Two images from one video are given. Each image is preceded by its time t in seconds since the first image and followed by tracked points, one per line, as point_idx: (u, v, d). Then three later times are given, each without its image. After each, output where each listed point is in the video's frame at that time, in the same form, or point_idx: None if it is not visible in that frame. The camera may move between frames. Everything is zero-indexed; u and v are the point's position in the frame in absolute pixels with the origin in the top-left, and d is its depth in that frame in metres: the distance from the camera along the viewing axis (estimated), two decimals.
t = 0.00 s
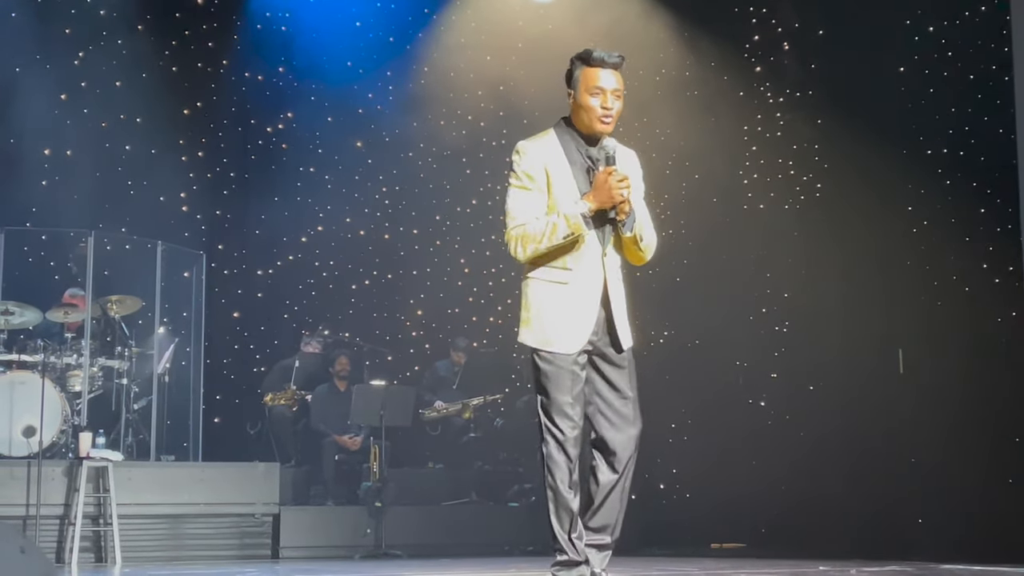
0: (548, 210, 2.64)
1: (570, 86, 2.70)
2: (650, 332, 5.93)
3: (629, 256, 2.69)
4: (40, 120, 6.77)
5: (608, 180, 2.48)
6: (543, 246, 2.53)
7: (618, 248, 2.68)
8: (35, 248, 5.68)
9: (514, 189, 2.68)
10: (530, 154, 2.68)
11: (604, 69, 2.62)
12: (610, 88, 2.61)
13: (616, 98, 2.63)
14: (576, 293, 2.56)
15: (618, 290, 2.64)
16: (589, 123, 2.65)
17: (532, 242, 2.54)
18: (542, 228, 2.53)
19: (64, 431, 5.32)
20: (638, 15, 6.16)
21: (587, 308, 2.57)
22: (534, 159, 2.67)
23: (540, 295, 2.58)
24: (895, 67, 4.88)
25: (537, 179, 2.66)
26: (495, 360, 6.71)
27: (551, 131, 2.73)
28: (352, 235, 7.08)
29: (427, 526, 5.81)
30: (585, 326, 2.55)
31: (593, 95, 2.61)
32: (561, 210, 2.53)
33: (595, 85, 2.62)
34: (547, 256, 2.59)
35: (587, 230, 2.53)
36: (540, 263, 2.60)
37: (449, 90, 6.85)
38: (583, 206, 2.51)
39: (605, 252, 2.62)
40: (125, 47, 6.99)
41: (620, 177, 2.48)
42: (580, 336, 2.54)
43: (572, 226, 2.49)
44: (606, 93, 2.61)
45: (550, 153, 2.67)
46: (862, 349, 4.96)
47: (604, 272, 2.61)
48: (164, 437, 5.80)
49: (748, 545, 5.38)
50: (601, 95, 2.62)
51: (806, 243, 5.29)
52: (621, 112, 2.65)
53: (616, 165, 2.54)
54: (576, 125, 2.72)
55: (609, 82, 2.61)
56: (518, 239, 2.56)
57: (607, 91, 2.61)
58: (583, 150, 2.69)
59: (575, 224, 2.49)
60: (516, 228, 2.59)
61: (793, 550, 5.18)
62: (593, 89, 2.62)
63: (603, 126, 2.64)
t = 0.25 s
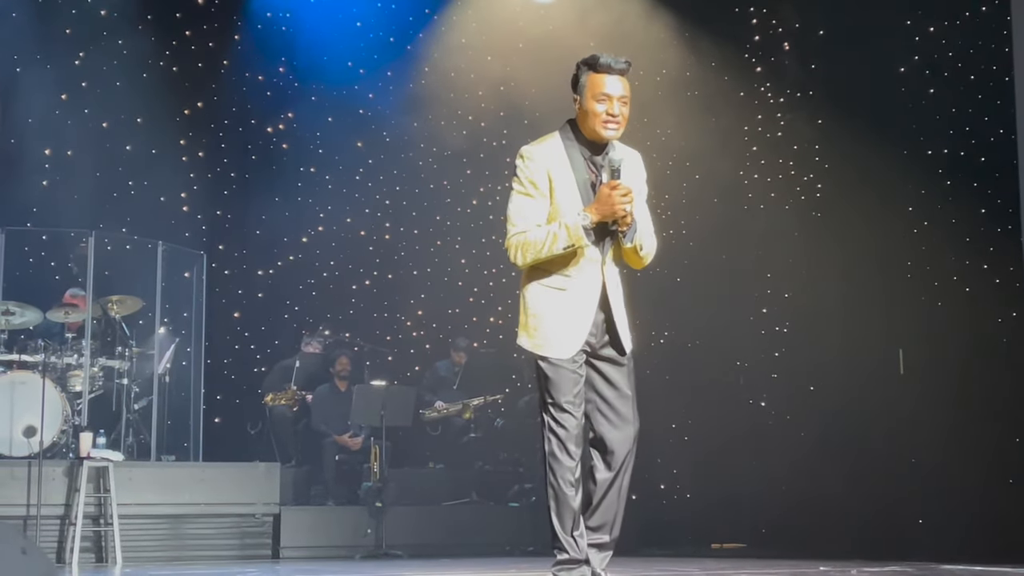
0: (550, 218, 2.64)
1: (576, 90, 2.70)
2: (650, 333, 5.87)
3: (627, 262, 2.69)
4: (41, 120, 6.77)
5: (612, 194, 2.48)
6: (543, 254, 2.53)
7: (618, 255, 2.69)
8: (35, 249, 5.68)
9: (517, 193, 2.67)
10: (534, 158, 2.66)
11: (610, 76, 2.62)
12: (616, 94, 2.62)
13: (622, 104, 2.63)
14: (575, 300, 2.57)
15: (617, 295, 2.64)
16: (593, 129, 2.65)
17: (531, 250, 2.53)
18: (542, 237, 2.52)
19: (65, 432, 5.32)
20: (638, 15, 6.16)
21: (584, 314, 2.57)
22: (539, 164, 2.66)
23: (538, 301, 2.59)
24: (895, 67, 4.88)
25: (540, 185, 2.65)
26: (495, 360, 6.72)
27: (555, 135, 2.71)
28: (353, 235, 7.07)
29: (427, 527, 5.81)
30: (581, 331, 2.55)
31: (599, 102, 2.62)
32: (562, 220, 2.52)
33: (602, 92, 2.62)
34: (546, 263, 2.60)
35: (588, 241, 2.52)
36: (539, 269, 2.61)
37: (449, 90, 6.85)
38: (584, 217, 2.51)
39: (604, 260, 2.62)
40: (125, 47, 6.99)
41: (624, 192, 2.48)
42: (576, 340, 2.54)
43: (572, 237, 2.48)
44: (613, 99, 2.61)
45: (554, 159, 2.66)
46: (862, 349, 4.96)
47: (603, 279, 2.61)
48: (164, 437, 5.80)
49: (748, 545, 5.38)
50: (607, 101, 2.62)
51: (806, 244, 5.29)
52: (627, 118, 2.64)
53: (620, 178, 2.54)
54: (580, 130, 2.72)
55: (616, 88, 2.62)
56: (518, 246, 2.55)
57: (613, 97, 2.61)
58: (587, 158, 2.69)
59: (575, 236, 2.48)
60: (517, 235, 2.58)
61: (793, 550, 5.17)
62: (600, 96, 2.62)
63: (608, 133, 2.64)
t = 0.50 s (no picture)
0: (550, 220, 2.64)
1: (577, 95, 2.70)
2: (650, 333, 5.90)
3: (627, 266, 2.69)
4: (41, 121, 6.77)
5: (612, 199, 2.47)
6: (542, 256, 2.52)
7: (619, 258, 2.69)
8: (36, 250, 5.66)
9: (519, 196, 2.67)
10: (535, 161, 2.67)
11: (612, 81, 2.62)
12: (618, 98, 2.61)
13: (623, 109, 2.63)
14: (574, 302, 2.56)
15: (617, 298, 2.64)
16: (594, 133, 2.65)
17: (531, 252, 2.53)
18: (542, 239, 2.52)
19: (65, 432, 5.31)
20: (638, 16, 6.17)
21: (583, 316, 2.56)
22: (540, 167, 2.66)
23: (538, 303, 2.58)
24: (896, 68, 4.88)
25: (541, 188, 2.65)
26: (496, 361, 6.69)
27: (557, 138, 2.72)
28: (354, 236, 7.07)
29: (429, 527, 5.80)
30: (580, 333, 2.54)
31: (601, 107, 2.61)
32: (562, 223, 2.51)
33: (603, 96, 2.62)
34: (546, 266, 2.60)
35: (587, 245, 2.52)
36: (540, 271, 2.61)
37: (450, 91, 6.85)
38: (583, 221, 2.50)
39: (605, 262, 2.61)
40: (126, 48, 6.99)
41: (625, 196, 2.47)
42: (574, 342, 2.54)
43: (571, 240, 2.48)
44: (615, 104, 2.61)
45: (555, 162, 2.66)
46: (863, 350, 4.96)
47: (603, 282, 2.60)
48: (165, 437, 5.79)
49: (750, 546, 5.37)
50: (609, 106, 2.61)
51: (807, 245, 5.29)
52: (629, 123, 2.64)
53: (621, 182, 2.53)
54: (582, 134, 2.71)
55: (617, 93, 2.61)
56: (518, 248, 2.55)
57: (615, 102, 2.61)
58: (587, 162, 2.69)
59: (574, 238, 2.48)
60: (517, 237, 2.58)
61: (794, 551, 5.17)
62: (602, 100, 2.61)
63: (610, 137, 2.64)
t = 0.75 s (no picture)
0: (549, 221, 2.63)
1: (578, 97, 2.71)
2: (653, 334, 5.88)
3: (626, 267, 2.68)
4: (42, 123, 6.78)
5: (612, 197, 2.47)
6: (542, 257, 2.52)
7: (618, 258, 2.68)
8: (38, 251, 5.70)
9: (517, 197, 2.67)
10: (533, 162, 2.67)
11: (611, 82, 2.62)
12: (616, 100, 2.61)
13: (621, 111, 2.62)
14: (574, 301, 2.56)
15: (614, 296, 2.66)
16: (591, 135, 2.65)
17: (531, 252, 2.52)
18: (542, 240, 2.51)
19: (67, 433, 5.32)
20: (639, 18, 6.18)
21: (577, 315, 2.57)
22: (539, 168, 2.66)
23: (537, 304, 2.58)
24: (897, 70, 4.89)
25: (540, 188, 2.65)
26: (498, 362, 6.69)
27: (555, 140, 2.72)
28: (355, 236, 7.07)
29: (430, 529, 5.79)
30: (580, 334, 2.54)
31: (599, 109, 2.61)
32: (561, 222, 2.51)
33: (602, 98, 2.62)
34: (545, 266, 2.59)
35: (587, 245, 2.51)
36: (539, 272, 2.60)
37: (451, 92, 6.84)
38: (584, 221, 2.50)
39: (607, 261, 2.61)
40: (128, 49, 6.98)
41: (624, 196, 2.47)
42: (574, 343, 2.54)
43: (571, 240, 2.48)
44: (613, 105, 2.61)
45: (554, 162, 2.66)
46: (864, 351, 4.96)
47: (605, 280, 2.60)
48: (166, 438, 5.78)
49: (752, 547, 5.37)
50: (607, 108, 2.61)
51: (808, 246, 5.29)
52: (627, 125, 2.64)
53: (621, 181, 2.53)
54: (580, 135, 2.71)
55: (617, 95, 2.61)
56: (517, 248, 2.54)
57: (613, 103, 2.61)
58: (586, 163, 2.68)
59: (574, 238, 2.48)
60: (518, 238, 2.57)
61: (796, 552, 5.16)
62: (600, 102, 2.61)
63: (608, 139, 2.64)
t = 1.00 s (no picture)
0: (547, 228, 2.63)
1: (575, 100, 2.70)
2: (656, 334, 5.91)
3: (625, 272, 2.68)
4: (46, 124, 6.74)
5: (609, 204, 2.46)
6: (541, 264, 2.51)
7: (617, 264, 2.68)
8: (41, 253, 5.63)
9: (515, 205, 2.67)
10: (530, 170, 2.67)
11: (605, 94, 2.60)
12: (610, 112, 2.60)
13: (614, 125, 2.61)
14: (574, 307, 2.56)
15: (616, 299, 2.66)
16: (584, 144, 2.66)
17: (529, 259, 2.52)
18: (540, 247, 2.51)
19: (71, 434, 5.32)
20: (644, 18, 6.19)
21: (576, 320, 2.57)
22: (536, 176, 2.66)
23: (536, 311, 2.58)
24: (901, 71, 4.87)
25: (537, 196, 2.65)
26: (501, 363, 6.73)
27: (551, 147, 2.72)
28: (359, 238, 7.09)
29: (434, 530, 5.79)
30: (578, 336, 2.54)
31: (592, 121, 2.61)
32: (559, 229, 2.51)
33: (596, 110, 2.61)
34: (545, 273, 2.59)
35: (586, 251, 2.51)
36: (538, 279, 2.60)
37: (455, 94, 6.85)
38: (581, 227, 2.50)
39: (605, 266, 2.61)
40: (131, 51, 6.98)
41: (622, 203, 2.47)
42: (573, 345, 2.53)
43: (569, 247, 2.47)
44: (606, 118, 2.60)
45: (550, 170, 2.66)
46: (869, 352, 4.94)
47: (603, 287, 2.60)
48: (171, 439, 5.77)
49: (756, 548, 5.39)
50: (601, 120, 2.60)
51: (812, 247, 5.27)
52: (621, 135, 2.64)
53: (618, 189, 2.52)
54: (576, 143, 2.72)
55: (611, 108, 2.60)
56: (516, 256, 2.54)
57: (607, 116, 2.60)
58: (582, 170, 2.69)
59: (572, 245, 2.47)
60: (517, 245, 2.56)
61: (800, 554, 5.16)
62: (594, 114, 2.60)
63: (601, 149, 2.64)
